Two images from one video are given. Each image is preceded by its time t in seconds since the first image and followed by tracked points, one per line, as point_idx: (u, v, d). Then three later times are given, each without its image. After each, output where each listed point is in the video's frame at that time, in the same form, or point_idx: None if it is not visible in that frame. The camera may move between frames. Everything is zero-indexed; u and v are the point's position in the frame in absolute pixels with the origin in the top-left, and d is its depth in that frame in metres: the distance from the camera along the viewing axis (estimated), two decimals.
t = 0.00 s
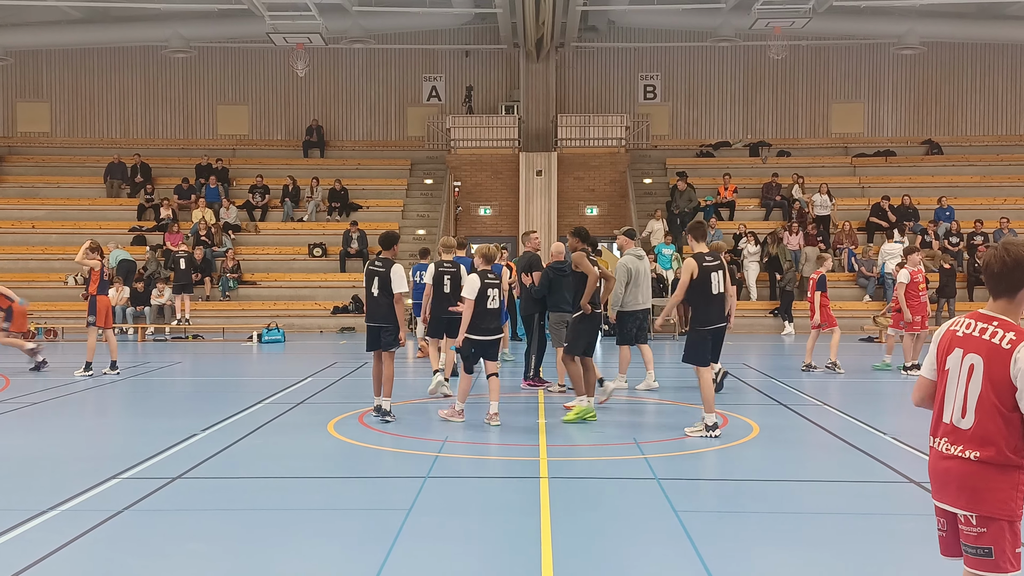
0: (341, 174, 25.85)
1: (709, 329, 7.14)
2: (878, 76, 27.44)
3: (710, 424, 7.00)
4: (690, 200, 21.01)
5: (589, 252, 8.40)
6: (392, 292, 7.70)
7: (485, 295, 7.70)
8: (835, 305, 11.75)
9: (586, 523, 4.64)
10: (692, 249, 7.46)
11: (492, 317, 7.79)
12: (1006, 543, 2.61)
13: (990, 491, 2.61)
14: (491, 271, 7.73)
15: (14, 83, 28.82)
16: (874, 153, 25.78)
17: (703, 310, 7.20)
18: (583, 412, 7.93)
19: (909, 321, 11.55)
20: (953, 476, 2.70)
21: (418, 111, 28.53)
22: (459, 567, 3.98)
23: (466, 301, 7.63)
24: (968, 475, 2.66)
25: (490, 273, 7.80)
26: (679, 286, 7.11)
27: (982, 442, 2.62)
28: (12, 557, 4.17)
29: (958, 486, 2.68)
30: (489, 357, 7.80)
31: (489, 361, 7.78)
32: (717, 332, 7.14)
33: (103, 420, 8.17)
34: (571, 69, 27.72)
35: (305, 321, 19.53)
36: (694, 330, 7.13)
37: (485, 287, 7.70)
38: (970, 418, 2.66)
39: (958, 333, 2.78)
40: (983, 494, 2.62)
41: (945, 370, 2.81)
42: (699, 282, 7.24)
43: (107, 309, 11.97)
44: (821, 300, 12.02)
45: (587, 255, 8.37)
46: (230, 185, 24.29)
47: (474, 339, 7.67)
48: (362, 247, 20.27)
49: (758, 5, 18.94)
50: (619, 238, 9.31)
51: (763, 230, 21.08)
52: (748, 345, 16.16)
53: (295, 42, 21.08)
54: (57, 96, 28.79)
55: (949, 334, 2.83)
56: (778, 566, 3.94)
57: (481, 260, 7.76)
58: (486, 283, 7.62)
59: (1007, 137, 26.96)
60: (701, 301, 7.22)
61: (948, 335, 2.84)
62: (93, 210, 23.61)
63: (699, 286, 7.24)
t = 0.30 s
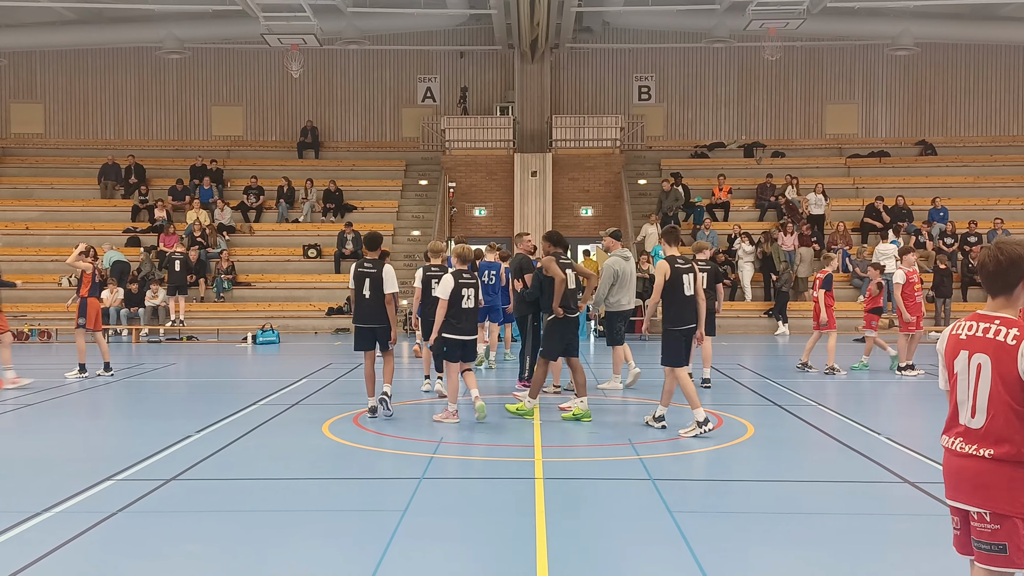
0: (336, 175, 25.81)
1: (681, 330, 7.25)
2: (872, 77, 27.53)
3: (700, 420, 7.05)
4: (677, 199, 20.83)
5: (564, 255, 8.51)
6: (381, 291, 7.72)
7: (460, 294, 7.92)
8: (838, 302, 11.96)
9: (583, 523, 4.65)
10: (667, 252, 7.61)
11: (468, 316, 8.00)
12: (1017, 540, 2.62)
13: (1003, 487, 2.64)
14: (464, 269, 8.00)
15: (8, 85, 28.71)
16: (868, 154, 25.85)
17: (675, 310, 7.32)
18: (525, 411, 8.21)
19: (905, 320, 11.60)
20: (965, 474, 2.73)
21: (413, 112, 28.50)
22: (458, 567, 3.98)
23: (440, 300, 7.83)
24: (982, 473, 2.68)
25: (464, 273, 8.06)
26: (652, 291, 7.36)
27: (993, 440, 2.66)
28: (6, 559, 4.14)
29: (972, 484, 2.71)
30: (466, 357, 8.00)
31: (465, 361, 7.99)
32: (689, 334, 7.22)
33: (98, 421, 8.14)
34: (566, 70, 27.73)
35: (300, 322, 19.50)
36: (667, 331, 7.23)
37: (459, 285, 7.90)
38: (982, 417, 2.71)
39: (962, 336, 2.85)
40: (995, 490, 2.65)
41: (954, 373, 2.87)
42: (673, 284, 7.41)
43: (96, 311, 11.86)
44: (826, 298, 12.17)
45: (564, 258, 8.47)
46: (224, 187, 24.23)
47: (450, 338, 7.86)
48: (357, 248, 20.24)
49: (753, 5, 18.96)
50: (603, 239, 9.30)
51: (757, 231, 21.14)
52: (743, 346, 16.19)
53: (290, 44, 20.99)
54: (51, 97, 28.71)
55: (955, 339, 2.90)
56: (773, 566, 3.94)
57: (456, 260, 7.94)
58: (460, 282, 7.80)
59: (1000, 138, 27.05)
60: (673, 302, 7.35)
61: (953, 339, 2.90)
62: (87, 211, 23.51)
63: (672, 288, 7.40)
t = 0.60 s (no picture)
0: (328, 175, 25.73)
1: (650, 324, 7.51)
2: (863, 76, 27.65)
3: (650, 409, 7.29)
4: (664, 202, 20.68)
5: (530, 254, 8.38)
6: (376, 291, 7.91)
7: (440, 292, 8.03)
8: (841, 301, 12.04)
9: (576, 524, 4.63)
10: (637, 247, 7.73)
11: (450, 314, 8.01)
12: None
13: (1019, 480, 2.67)
14: (444, 268, 8.12)
15: None
16: (859, 154, 25.96)
17: (646, 308, 7.57)
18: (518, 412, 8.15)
19: (897, 320, 11.61)
20: (977, 472, 2.76)
21: (405, 113, 28.44)
22: (450, 568, 3.96)
23: (421, 299, 7.91)
24: (994, 471, 2.71)
25: (444, 273, 8.17)
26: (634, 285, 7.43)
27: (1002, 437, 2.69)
28: None
29: (983, 482, 2.74)
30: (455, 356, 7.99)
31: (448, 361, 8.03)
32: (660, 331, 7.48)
33: (88, 423, 8.08)
34: (558, 70, 27.74)
35: (291, 323, 19.44)
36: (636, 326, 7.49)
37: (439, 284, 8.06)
38: (988, 412, 2.75)
39: (961, 336, 2.89)
40: (1008, 485, 2.68)
41: (956, 373, 2.90)
42: (645, 281, 7.62)
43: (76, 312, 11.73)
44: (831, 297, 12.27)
45: (530, 258, 8.38)
46: (215, 187, 24.13)
47: (434, 336, 7.89)
48: (348, 249, 20.17)
49: (744, 6, 19.01)
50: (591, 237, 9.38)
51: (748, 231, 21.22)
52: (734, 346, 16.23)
53: (281, 44, 20.90)
54: (41, 97, 28.55)
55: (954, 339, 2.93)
56: (764, 566, 3.94)
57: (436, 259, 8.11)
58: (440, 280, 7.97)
59: (990, 138, 27.19)
60: (644, 299, 7.58)
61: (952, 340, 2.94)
62: (78, 211, 23.37)
63: (645, 285, 7.61)
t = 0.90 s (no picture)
0: (320, 175, 25.66)
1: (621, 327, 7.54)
2: (854, 77, 27.76)
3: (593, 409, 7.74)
4: (654, 206, 20.64)
5: (504, 254, 8.60)
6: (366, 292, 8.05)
7: (427, 293, 8.08)
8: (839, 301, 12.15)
9: (568, 524, 4.62)
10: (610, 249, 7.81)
11: (435, 315, 8.08)
12: None
13: None
14: (431, 269, 8.17)
15: None
16: (851, 154, 26.04)
17: (615, 310, 7.59)
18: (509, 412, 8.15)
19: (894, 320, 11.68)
20: (995, 471, 2.80)
21: (397, 113, 28.39)
22: (444, 569, 3.94)
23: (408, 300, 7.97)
24: (1014, 469, 2.76)
25: (431, 274, 8.22)
26: (600, 290, 7.48)
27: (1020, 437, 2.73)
28: None
29: (1003, 481, 2.78)
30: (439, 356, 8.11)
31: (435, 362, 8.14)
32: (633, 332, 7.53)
33: (79, 424, 8.03)
34: (550, 70, 27.76)
35: (284, 323, 19.38)
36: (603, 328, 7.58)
37: (425, 286, 8.11)
38: (1010, 413, 2.79)
39: (983, 336, 2.92)
40: None
41: (976, 373, 2.94)
42: (613, 284, 7.61)
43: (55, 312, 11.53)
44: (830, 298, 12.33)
45: (505, 257, 8.60)
46: (208, 188, 24.04)
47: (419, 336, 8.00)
48: (341, 249, 20.11)
49: (736, 6, 19.06)
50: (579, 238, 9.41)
51: (740, 231, 21.30)
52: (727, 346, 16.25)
53: (274, 43, 20.84)
54: (33, 97, 28.40)
55: (973, 339, 2.97)
56: (756, 566, 3.94)
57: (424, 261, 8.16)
58: (426, 281, 8.00)
59: (981, 138, 27.32)
60: (613, 301, 7.61)
61: (972, 339, 2.98)
62: (69, 212, 23.22)
63: (614, 288, 7.61)
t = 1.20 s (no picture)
0: (306, 175, 25.51)
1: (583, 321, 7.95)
2: (839, 78, 27.96)
3: (579, 409, 7.78)
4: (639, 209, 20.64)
5: (480, 254, 8.74)
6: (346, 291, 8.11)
7: (407, 292, 8.10)
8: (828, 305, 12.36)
9: (554, 524, 4.60)
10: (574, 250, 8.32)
11: (415, 313, 8.11)
12: None
13: None
14: (412, 268, 8.17)
15: None
16: (835, 155, 26.20)
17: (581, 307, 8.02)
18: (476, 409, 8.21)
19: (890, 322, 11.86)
20: None
21: (383, 113, 28.29)
22: (431, 569, 3.92)
23: (389, 298, 7.98)
24: None
25: (412, 273, 8.23)
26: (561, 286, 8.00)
27: None
28: None
29: None
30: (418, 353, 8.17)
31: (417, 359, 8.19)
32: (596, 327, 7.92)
33: (63, 425, 7.94)
34: (537, 70, 27.76)
35: (270, 323, 19.25)
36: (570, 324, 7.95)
37: (407, 285, 8.12)
38: None
39: (1013, 337, 2.99)
40: None
41: (1004, 372, 3.01)
42: (577, 282, 8.12)
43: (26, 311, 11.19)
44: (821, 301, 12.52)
45: (481, 258, 8.75)
46: (193, 187, 23.85)
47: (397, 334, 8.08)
48: (327, 249, 20.00)
49: (722, 6, 19.14)
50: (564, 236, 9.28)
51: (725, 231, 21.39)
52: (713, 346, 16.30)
53: (259, 43, 20.73)
54: (16, 96, 28.11)
55: (1002, 338, 3.04)
56: (740, 565, 3.94)
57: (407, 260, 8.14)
58: (406, 280, 8.01)
59: (965, 139, 27.57)
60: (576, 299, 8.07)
61: (1000, 338, 3.05)
62: (52, 212, 22.98)
63: (577, 285, 8.12)
